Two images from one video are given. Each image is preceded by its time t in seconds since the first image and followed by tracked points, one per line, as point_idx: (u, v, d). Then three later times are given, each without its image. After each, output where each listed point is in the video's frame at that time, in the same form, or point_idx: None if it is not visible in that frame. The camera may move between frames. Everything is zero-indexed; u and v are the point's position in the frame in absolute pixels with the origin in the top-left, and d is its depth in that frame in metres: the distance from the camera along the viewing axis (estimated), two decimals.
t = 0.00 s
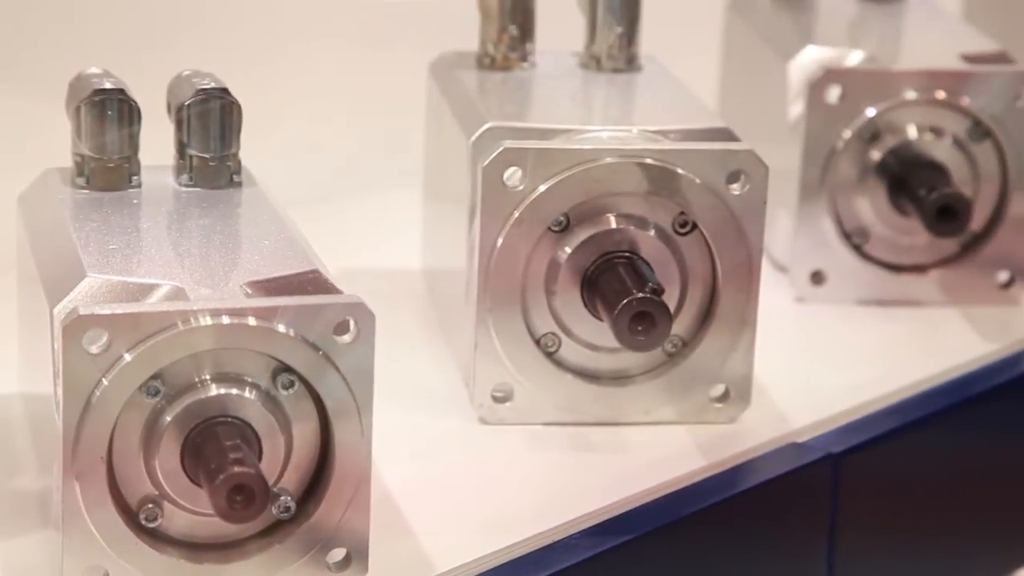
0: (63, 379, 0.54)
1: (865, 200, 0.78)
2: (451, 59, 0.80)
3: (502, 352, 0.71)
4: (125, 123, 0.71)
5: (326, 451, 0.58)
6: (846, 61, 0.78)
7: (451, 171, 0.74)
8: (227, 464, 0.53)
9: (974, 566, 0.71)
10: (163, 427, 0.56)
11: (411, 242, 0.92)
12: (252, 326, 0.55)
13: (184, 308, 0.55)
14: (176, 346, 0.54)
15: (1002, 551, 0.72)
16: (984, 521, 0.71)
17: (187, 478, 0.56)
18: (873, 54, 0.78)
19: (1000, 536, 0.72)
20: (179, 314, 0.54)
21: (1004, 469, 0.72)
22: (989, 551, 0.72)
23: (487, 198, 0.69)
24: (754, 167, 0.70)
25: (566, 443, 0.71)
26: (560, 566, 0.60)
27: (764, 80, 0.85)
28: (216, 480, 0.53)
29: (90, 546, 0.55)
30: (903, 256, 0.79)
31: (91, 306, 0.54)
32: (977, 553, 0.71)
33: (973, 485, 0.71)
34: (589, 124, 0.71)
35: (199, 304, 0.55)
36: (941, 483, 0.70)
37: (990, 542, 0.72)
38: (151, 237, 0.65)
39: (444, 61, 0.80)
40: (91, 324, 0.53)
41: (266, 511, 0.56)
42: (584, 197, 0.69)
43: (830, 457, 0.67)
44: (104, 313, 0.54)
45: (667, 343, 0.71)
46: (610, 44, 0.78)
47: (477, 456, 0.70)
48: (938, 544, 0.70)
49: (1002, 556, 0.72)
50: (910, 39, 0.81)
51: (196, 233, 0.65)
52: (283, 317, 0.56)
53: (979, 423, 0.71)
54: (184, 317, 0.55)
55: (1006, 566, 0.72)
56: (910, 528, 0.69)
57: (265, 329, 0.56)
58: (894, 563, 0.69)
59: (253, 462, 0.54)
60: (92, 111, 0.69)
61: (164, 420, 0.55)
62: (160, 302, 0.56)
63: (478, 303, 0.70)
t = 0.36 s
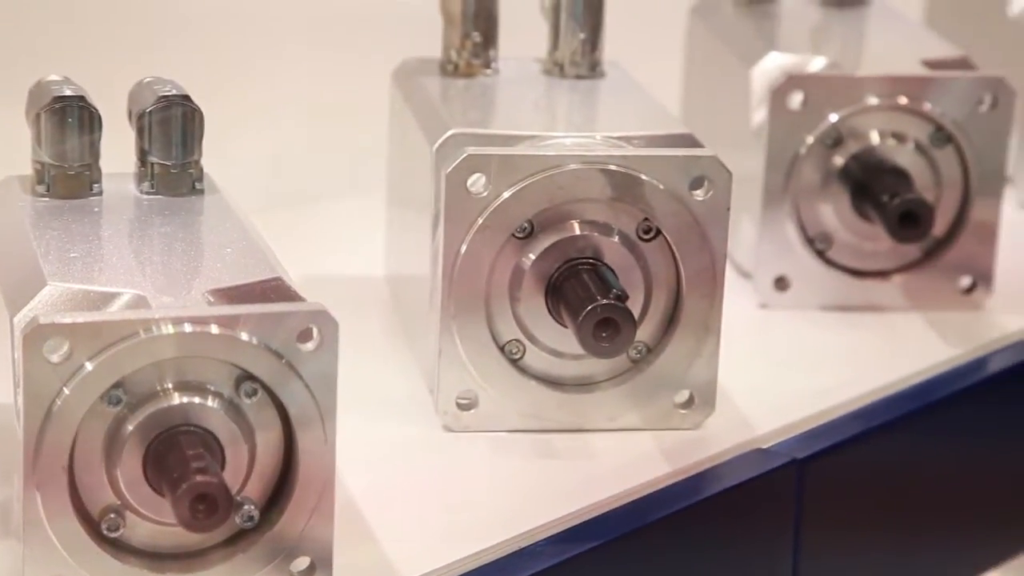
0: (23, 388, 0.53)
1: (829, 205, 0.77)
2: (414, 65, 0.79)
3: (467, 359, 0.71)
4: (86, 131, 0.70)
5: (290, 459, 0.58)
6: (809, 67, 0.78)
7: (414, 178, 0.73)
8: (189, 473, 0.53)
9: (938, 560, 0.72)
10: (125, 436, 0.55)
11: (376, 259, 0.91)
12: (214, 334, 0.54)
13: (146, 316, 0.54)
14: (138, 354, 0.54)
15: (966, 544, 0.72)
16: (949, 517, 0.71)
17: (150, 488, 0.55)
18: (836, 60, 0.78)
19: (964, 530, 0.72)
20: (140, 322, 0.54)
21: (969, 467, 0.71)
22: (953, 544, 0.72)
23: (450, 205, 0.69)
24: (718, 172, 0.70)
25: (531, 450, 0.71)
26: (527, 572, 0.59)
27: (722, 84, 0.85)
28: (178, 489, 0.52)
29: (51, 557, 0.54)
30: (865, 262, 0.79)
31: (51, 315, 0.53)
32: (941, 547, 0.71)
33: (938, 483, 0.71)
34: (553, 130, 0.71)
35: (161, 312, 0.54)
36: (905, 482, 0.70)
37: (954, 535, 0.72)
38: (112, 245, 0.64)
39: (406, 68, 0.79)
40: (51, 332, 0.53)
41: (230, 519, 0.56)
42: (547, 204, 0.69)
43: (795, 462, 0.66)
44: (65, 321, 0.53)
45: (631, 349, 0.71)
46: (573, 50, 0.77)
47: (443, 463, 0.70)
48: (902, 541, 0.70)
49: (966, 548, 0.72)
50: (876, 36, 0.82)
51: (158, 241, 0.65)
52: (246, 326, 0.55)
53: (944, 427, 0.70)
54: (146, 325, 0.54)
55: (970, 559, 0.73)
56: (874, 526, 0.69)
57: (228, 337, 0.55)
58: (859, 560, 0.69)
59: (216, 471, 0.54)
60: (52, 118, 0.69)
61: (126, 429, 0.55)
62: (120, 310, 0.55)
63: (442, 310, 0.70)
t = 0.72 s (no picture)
0: None
1: (795, 211, 0.76)
2: (378, 73, 0.79)
3: (435, 368, 0.70)
4: (49, 139, 0.70)
5: (257, 469, 0.57)
6: (774, 74, 0.76)
7: (379, 187, 0.73)
8: (155, 483, 0.52)
9: (916, 559, 0.71)
10: (89, 447, 0.54)
11: (341, 272, 0.85)
12: (180, 343, 0.54)
13: (111, 326, 0.53)
14: (103, 365, 0.53)
15: (943, 543, 0.72)
16: (926, 515, 0.71)
17: (115, 499, 0.54)
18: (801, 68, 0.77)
19: (941, 528, 0.72)
20: (105, 332, 0.53)
21: (943, 465, 0.71)
22: (931, 543, 0.72)
23: (417, 213, 0.68)
24: (684, 180, 0.70)
25: (498, 459, 0.71)
26: None
27: (687, 89, 0.83)
28: (144, 499, 0.51)
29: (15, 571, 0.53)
30: (833, 269, 0.78)
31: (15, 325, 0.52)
32: (919, 546, 0.71)
33: (914, 481, 0.71)
34: (519, 138, 0.71)
35: (125, 321, 0.53)
36: (883, 483, 0.70)
37: (931, 534, 0.72)
38: (75, 254, 0.63)
39: (370, 76, 0.79)
40: (14, 342, 0.52)
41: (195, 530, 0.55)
42: (513, 212, 0.69)
43: (763, 469, 0.66)
44: (28, 332, 0.52)
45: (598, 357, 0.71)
46: (539, 58, 0.77)
47: (411, 472, 0.69)
48: (879, 541, 0.70)
49: (944, 546, 0.72)
50: (840, 41, 0.81)
51: (122, 251, 0.64)
52: (211, 335, 0.55)
53: (910, 433, 0.70)
54: (111, 335, 0.53)
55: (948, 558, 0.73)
56: (850, 526, 0.69)
57: (194, 346, 0.54)
58: (834, 561, 0.69)
59: (182, 481, 0.53)
60: (15, 127, 0.69)
61: (90, 440, 0.54)
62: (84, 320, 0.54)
63: (409, 318, 0.69)
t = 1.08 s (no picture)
0: None
1: (763, 219, 0.75)
2: (347, 82, 0.78)
3: (404, 379, 0.70)
4: (15, 149, 0.69)
5: (225, 479, 0.55)
6: (742, 82, 0.75)
7: (347, 196, 0.72)
8: (123, 495, 0.51)
9: (898, 560, 0.71)
10: (55, 459, 0.52)
11: (312, 282, 0.86)
12: (147, 354, 0.52)
13: (77, 336, 0.51)
14: (70, 376, 0.51)
15: (924, 543, 0.72)
16: (912, 517, 0.71)
17: (81, 511, 0.53)
18: (769, 76, 0.76)
19: (923, 528, 0.72)
20: (71, 342, 0.51)
21: (925, 468, 0.71)
22: (916, 545, 0.72)
23: (386, 223, 0.68)
24: (654, 189, 0.70)
25: (467, 469, 0.70)
26: None
27: (658, 104, 0.83)
28: (111, 511, 0.50)
29: None
30: (801, 277, 0.77)
31: None
32: (901, 547, 0.71)
33: (905, 482, 0.70)
34: (487, 147, 0.70)
35: (92, 332, 0.52)
36: (873, 485, 0.69)
37: (914, 534, 0.71)
38: (40, 266, 0.63)
39: (339, 85, 0.78)
40: None
41: (162, 543, 0.54)
42: (482, 221, 0.69)
43: (733, 479, 0.65)
44: None
45: (568, 366, 0.71)
46: (508, 67, 0.76)
47: (380, 483, 0.69)
48: (862, 544, 0.70)
49: (926, 545, 0.72)
50: (810, 47, 0.81)
51: (88, 261, 0.64)
52: (179, 345, 0.53)
53: (882, 441, 0.69)
54: (77, 346, 0.51)
55: (930, 558, 0.73)
56: (839, 528, 0.69)
57: (161, 357, 0.53)
58: (817, 565, 0.69)
59: (149, 494, 0.51)
60: None
61: (56, 452, 0.52)
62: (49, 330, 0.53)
63: (378, 328, 0.69)
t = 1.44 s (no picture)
0: None
1: (733, 228, 0.73)
2: (316, 92, 0.77)
3: (374, 389, 0.70)
4: None
5: (196, 487, 0.54)
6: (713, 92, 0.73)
7: (317, 205, 0.72)
8: (92, 506, 0.50)
9: (896, 559, 0.71)
10: (24, 471, 0.51)
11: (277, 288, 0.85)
12: (117, 366, 0.51)
13: (46, 348, 0.51)
14: (39, 388, 0.51)
15: (922, 541, 0.72)
16: (908, 514, 0.71)
17: (51, 523, 0.52)
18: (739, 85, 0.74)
19: (921, 526, 0.72)
20: (41, 354, 0.51)
21: (908, 468, 0.71)
22: (913, 543, 0.72)
23: (356, 233, 0.67)
24: (624, 199, 0.70)
25: (439, 478, 0.70)
26: None
27: (619, 103, 0.81)
28: (80, 523, 0.49)
29: None
30: (771, 285, 0.75)
31: None
32: (899, 545, 0.71)
33: (901, 480, 0.71)
34: (458, 157, 0.70)
35: (61, 343, 0.51)
36: (867, 483, 0.69)
37: (916, 532, 0.72)
38: (7, 276, 0.62)
39: (307, 96, 0.77)
40: None
41: (133, 554, 0.53)
42: (453, 231, 0.68)
43: (705, 487, 0.64)
44: None
45: (539, 375, 0.70)
46: (479, 77, 0.75)
47: (352, 493, 0.68)
48: (858, 542, 0.70)
49: (929, 542, 0.72)
50: (778, 55, 0.79)
51: (56, 271, 0.63)
52: (149, 356, 0.52)
53: (853, 448, 0.69)
54: (46, 357, 0.51)
55: (932, 554, 0.73)
56: (833, 527, 0.69)
57: (131, 369, 0.52)
58: (816, 568, 0.69)
59: (119, 505, 0.51)
60: None
61: (25, 463, 0.51)
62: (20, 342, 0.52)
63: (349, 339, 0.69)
